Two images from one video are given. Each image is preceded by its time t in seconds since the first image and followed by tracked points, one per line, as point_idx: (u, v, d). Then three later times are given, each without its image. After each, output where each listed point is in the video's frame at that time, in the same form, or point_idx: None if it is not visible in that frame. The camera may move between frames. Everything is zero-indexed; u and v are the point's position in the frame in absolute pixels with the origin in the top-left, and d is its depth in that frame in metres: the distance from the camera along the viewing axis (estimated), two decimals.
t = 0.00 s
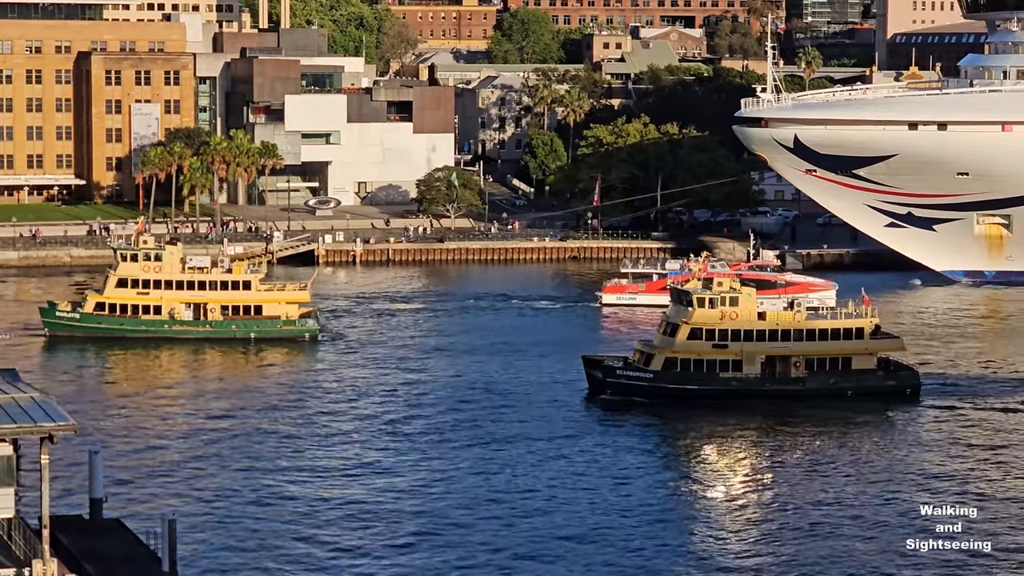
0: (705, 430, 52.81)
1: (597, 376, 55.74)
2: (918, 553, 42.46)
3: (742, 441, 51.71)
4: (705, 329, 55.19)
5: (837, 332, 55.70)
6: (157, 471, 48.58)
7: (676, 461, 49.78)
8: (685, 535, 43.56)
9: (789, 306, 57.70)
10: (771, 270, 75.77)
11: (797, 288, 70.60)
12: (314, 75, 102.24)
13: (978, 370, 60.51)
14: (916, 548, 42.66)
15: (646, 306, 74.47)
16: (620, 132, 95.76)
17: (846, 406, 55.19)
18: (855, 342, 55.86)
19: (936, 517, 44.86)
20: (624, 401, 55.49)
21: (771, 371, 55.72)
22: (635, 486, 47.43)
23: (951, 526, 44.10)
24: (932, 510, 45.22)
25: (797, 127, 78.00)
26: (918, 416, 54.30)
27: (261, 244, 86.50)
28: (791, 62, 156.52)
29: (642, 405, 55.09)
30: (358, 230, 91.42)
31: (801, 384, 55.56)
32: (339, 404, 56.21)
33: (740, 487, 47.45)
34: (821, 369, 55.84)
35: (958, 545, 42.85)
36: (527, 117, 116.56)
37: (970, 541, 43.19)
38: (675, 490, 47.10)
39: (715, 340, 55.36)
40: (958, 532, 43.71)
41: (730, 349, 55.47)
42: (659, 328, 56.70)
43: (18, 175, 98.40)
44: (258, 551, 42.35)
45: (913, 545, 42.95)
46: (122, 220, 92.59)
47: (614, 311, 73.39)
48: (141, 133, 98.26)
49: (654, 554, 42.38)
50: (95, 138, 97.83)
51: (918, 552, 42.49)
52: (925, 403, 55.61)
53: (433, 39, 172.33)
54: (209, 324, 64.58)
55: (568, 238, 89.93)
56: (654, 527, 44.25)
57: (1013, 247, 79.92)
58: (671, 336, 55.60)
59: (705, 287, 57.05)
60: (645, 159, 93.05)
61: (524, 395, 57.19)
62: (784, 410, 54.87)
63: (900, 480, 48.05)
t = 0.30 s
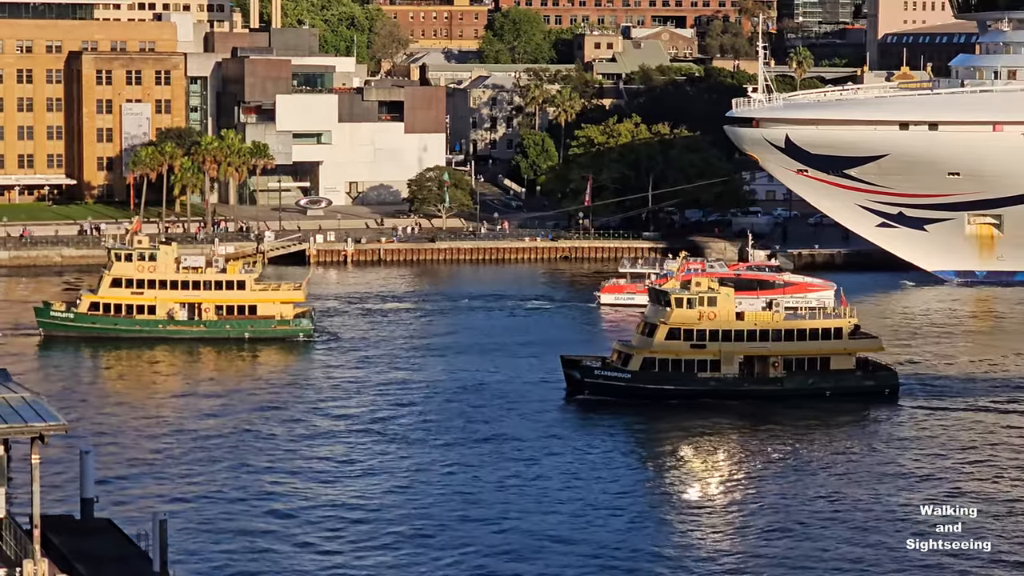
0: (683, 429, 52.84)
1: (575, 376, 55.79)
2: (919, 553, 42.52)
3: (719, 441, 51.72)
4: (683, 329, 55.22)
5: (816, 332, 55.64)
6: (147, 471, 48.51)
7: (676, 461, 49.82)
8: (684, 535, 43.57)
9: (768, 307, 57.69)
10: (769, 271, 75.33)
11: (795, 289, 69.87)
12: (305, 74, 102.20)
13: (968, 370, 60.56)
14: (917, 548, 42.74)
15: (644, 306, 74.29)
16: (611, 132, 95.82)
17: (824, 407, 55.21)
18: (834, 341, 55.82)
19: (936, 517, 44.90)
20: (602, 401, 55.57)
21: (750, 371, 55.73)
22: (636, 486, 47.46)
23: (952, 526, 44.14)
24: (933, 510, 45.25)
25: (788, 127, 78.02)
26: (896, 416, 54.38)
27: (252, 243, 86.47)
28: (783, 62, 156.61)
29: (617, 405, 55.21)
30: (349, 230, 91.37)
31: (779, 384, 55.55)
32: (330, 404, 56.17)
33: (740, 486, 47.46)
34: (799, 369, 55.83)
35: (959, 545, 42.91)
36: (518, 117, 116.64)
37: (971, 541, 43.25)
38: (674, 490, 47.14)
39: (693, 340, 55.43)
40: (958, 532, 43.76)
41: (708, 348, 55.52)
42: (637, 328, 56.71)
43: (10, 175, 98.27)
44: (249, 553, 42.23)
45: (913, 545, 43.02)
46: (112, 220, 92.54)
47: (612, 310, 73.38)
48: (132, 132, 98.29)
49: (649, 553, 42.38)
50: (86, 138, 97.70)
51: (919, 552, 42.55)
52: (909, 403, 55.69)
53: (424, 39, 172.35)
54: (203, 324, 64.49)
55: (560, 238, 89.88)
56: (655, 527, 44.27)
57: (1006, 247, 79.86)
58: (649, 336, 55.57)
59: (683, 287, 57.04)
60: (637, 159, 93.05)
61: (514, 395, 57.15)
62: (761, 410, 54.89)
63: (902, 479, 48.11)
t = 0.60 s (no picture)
0: (664, 429, 52.85)
1: (553, 376, 55.95)
2: (918, 552, 42.54)
3: (703, 441, 51.70)
4: (661, 329, 55.31)
5: (794, 332, 55.72)
6: (140, 471, 48.41)
7: (675, 461, 49.86)
8: (681, 535, 43.55)
9: (746, 306, 57.66)
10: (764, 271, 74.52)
11: (792, 288, 69.25)
12: (296, 74, 102.24)
13: (959, 370, 60.57)
14: (916, 548, 42.75)
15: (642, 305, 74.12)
16: (603, 132, 95.85)
17: (802, 407, 55.22)
18: (812, 341, 55.93)
19: (935, 517, 44.90)
20: (580, 400, 55.60)
21: (727, 372, 55.82)
22: (634, 485, 47.48)
23: (952, 526, 44.14)
24: (932, 510, 45.24)
25: (779, 126, 78.16)
26: (876, 416, 54.35)
27: (244, 242, 86.36)
28: (774, 62, 156.76)
29: (596, 405, 55.22)
30: (340, 230, 91.29)
31: (757, 384, 55.53)
32: (322, 404, 56.10)
33: (733, 486, 47.41)
34: (777, 369, 55.85)
35: (956, 545, 42.95)
36: (510, 116, 116.63)
37: (970, 541, 43.27)
38: (671, 490, 47.20)
39: (671, 340, 55.47)
40: (958, 532, 43.78)
41: (686, 348, 55.52)
42: (615, 328, 56.76)
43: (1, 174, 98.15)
44: (241, 553, 42.11)
45: (913, 545, 43.03)
46: (103, 219, 92.36)
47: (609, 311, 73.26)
48: (123, 132, 98.09)
49: (645, 553, 42.36)
50: (77, 137, 97.60)
51: (918, 552, 42.57)
52: (899, 405, 55.69)
53: (416, 38, 172.37)
54: (197, 323, 64.47)
55: (551, 237, 89.85)
56: (654, 527, 44.24)
57: (996, 247, 79.94)
58: (627, 336, 55.63)
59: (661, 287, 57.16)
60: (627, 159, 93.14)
61: (506, 395, 57.11)
62: (740, 410, 54.85)
63: (900, 479, 48.15)
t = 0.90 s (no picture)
0: (649, 429, 52.85)
1: (532, 376, 55.77)
2: (918, 553, 42.57)
3: (690, 441, 51.67)
4: (641, 328, 55.23)
5: (773, 332, 55.65)
6: (133, 471, 48.29)
7: (665, 461, 49.83)
8: (677, 535, 43.54)
9: (726, 306, 57.73)
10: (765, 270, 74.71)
11: (796, 289, 71.44)
12: (289, 73, 102.18)
13: (951, 370, 60.58)
14: (916, 548, 42.76)
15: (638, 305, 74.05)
16: (595, 132, 95.81)
17: (781, 407, 55.24)
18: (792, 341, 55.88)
19: (935, 517, 44.91)
20: (560, 400, 55.53)
21: (707, 371, 55.76)
22: (627, 485, 47.47)
23: (953, 526, 44.16)
24: (933, 510, 45.25)
25: (772, 126, 78.32)
26: (856, 416, 54.38)
27: (236, 241, 86.25)
28: (766, 62, 156.84)
29: (575, 405, 55.18)
30: (332, 230, 91.17)
31: (737, 383, 55.59)
32: (316, 404, 56.01)
33: (729, 487, 47.37)
34: (757, 369, 55.89)
35: (960, 545, 42.96)
36: (502, 116, 116.61)
37: (971, 541, 43.29)
38: (665, 489, 47.18)
39: (650, 340, 55.40)
40: (958, 532, 43.81)
41: (665, 348, 55.49)
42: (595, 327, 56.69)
43: None
44: (236, 553, 42.03)
45: (913, 545, 43.04)
46: (96, 218, 92.21)
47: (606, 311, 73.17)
48: (115, 131, 97.93)
49: (644, 553, 42.36)
50: (69, 136, 97.46)
51: (918, 552, 42.58)
52: (892, 406, 55.57)
53: (408, 38, 172.28)
54: (192, 323, 64.40)
55: (543, 237, 89.83)
56: (651, 527, 44.18)
57: (988, 246, 79.90)
58: (605, 336, 55.54)
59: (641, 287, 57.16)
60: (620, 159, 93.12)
61: (500, 394, 57.05)
62: (720, 410, 54.83)
63: (896, 479, 48.12)
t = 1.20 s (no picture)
0: (633, 428, 52.94)
1: (513, 376, 55.79)
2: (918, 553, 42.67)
3: (676, 441, 51.74)
4: (622, 328, 55.33)
5: (754, 332, 55.66)
6: (127, 471, 48.26)
7: (655, 461, 49.87)
8: (674, 535, 43.61)
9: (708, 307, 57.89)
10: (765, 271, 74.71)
11: (795, 289, 72.60)
12: (283, 73, 102.29)
13: (946, 370, 60.65)
14: (917, 548, 42.86)
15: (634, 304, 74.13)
16: (589, 131, 95.85)
17: (761, 407, 55.26)
18: (773, 341, 55.91)
19: (935, 517, 44.99)
20: (539, 401, 55.58)
21: (688, 371, 55.79)
22: (621, 485, 47.53)
23: (953, 526, 44.27)
24: (932, 510, 45.34)
25: (766, 126, 78.36)
26: (836, 416, 54.48)
27: (231, 241, 86.24)
28: (760, 62, 156.93)
29: (557, 405, 55.27)
30: (326, 230, 91.15)
31: (718, 383, 55.58)
32: (310, 404, 56.01)
33: (724, 487, 47.43)
34: (738, 369, 55.91)
35: (958, 545, 43.07)
36: (496, 116, 116.63)
37: (971, 541, 43.39)
38: (660, 489, 47.24)
39: (631, 340, 55.45)
40: (959, 532, 43.90)
41: (646, 348, 55.52)
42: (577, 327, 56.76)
43: None
44: (233, 554, 42.04)
45: (914, 545, 43.13)
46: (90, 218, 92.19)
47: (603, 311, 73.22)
48: (109, 130, 97.96)
49: (642, 553, 42.42)
50: (62, 136, 97.40)
51: (918, 552, 42.67)
52: (884, 406, 55.61)
53: (402, 37, 172.23)
54: (189, 323, 64.39)
55: (537, 237, 89.89)
56: (645, 527, 44.22)
57: (982, 246, 79.88)
58: (586, 336, 55.60)
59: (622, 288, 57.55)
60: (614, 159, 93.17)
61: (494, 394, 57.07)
62: (701, 410, 54.92)
63: (893, 479, 48.20)
